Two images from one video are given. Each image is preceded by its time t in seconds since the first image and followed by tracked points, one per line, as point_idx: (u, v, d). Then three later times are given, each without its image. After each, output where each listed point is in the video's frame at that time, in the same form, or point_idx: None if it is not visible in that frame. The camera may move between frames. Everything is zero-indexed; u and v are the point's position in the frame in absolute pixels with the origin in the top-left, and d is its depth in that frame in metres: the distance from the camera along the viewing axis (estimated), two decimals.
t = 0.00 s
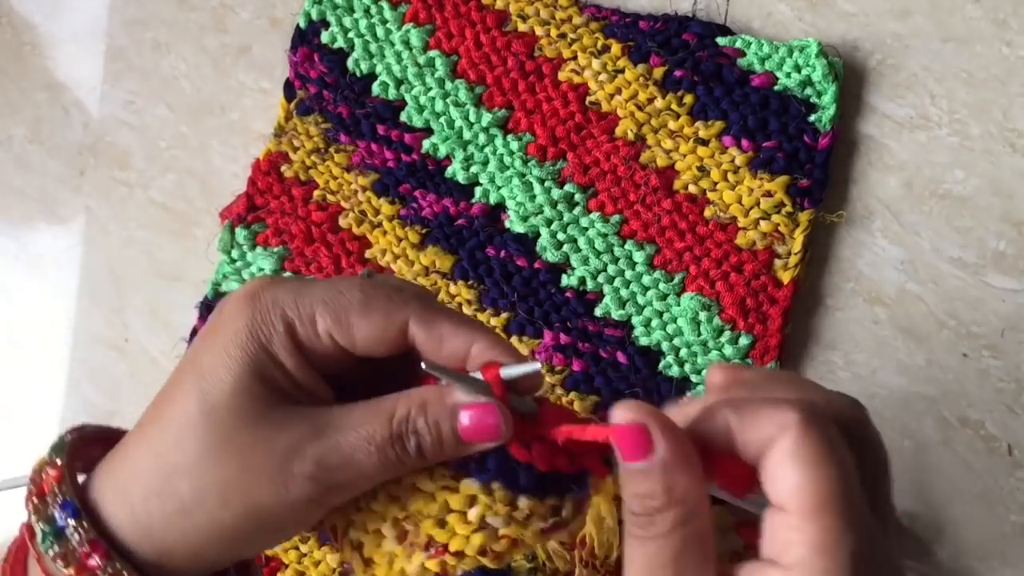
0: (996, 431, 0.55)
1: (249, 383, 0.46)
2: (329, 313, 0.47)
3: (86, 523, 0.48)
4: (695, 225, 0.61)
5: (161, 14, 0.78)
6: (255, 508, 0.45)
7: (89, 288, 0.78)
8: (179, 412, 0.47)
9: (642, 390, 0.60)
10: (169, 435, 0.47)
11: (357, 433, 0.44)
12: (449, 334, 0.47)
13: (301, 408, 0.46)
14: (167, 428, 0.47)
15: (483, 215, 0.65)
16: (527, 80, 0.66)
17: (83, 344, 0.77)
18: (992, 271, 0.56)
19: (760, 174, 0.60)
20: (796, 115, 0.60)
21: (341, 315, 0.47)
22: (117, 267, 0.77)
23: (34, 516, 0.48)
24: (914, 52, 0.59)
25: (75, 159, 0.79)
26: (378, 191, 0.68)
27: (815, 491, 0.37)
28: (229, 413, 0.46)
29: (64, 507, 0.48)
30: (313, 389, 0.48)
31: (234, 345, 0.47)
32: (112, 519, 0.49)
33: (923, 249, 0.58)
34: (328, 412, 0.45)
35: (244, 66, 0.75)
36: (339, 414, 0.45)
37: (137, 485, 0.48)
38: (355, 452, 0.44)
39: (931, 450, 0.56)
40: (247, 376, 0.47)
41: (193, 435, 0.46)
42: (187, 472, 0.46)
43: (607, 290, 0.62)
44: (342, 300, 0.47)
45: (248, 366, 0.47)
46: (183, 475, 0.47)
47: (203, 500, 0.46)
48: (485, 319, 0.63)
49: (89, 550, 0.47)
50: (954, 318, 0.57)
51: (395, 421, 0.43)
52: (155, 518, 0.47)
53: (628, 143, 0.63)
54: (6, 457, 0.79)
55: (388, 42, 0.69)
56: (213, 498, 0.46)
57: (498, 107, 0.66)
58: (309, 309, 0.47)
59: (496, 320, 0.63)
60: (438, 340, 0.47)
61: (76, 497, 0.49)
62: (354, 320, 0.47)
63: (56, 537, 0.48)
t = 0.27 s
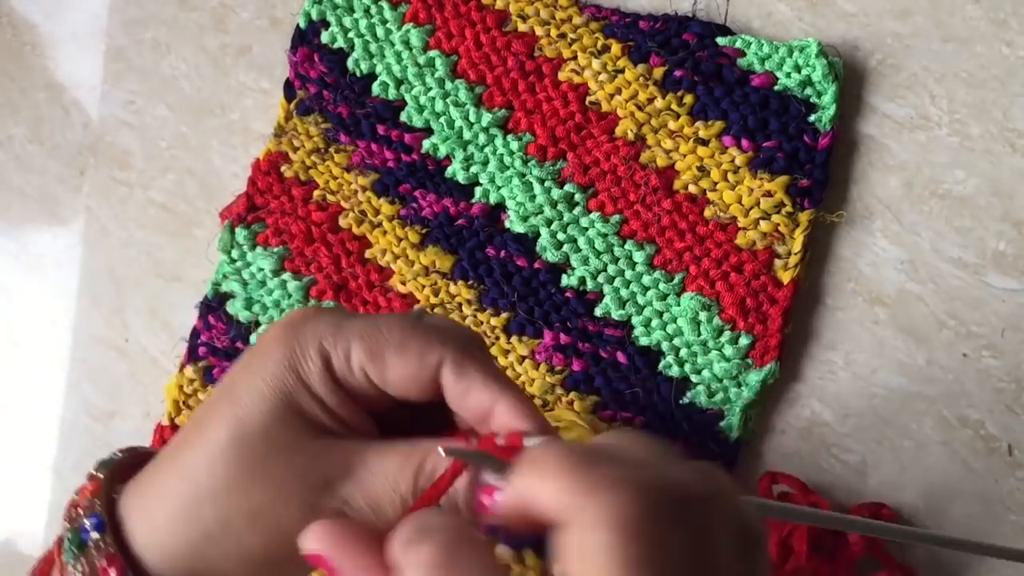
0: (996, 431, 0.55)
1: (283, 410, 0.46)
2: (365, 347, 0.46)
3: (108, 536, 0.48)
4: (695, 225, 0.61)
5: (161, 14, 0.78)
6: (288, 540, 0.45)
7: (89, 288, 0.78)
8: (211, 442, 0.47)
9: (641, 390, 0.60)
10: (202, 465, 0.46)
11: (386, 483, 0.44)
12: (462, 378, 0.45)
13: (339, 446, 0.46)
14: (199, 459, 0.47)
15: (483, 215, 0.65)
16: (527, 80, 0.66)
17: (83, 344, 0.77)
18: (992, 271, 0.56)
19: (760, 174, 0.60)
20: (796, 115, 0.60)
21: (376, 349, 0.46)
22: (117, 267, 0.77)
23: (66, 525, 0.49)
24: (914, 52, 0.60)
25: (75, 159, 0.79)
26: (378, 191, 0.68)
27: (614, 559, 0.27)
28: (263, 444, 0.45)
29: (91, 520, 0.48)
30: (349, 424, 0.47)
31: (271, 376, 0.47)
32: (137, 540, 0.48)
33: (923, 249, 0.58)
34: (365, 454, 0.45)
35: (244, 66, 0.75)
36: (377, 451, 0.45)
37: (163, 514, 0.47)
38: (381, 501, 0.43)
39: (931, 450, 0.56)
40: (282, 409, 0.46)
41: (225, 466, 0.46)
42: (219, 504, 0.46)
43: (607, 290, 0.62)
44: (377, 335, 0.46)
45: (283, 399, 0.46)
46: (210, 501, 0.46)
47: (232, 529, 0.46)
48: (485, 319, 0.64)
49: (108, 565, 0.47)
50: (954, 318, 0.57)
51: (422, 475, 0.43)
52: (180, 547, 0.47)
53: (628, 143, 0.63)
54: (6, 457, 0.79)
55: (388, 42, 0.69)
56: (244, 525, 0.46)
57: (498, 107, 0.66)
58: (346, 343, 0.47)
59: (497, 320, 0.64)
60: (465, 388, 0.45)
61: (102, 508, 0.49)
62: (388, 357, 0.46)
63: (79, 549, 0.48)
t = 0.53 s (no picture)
0: (996, 431, 0.55)
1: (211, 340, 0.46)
2: (318, 297, 0.47)
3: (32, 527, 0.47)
4: (695, 225, 0.61)
5: (161, 14, 0.78)
6: (208, 476, 0.43)
7: (89, 288, 0.78)
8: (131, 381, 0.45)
9: (642, 390, 0.60)
10: (105, 403, 0.45)
11: (250, 428, 0.41)
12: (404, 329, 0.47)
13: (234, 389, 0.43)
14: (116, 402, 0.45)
15: (483, 215, 0.65)
16: (527, 80, 0.66)
17: (83, 344, 0.77)
18: (992, 271, 0.56)
19: (760, 174, 0.60)
20: (796, 115, 0.60)
21: (325, 297, 0.47)
22: (117, 268, 0.77)
23: None
24: (914, 52, 0.60)
25: (75, 159, 0.79)
26: (378, 191, 0.68)
27: (746, 465, 0.37)
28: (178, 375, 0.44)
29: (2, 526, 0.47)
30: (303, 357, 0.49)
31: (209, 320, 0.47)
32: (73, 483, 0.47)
33: (923, 250, 0.58)
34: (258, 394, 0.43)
35: (244, 66, 0.75)
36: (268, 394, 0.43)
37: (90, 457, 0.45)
38: (261, 442, 0.41)
39: (931, 449, 0.56)
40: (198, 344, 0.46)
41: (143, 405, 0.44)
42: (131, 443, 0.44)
43: (607, 290, 0.62)
44: (331, 284, 0.48)
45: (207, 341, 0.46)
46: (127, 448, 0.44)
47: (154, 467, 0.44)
48: (485, 319, 0.64)
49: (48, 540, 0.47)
50: (954, 318, 0.57)
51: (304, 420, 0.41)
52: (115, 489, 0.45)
53: (628, 143, 0.63)
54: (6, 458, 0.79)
55: (388, 42, 0.69)
56: (163, 474, 0.43)
57: (498, 107, 0.66)
58: (301, 291, 0.48)
59: (497, 320, 0.64)
60: (412, 344, 0.47)
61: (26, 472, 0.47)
62: (343, 305, 0.47)
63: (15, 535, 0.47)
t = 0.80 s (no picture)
0: (996, 431, 0.55)
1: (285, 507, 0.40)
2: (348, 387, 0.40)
3: None
4: (695, 225, 0.61)
5: (161, 14, 0.78)
6: None
7: (89, 289, 0.78)
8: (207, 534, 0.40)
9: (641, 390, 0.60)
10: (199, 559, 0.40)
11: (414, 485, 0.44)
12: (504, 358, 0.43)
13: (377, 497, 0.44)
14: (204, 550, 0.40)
15: (483, 215, 0.65)
16: (527, 80, 0.66)
17: (83, 344, 0.77)
18: (992, 271, 0.56)
19: (760, 174, 0.60)
20: (796, 115, 0.60)
21: (410, 367, 0.41)
22: (117, 268, 0.77)
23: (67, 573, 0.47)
24: (914, 52, 0.60)
25: (75, 159, 0.79)
26: (378, 191, 0.68)
27: (788, 458, 0.40)
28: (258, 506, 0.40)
29: None
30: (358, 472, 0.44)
31: (238, 445, 0.40)
32: None
33: (923, 249, 0.58)
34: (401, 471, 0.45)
35: (244, 66, 0.75)
36: (410, 462, 0.45)
37: None
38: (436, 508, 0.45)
39: (931, 449, 0.56)
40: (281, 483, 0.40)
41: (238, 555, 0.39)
42: None
43: (607, 290, 0.62)
44: (352, 355, 0.40)
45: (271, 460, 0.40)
46: None
47: None
48: (485, 319, 0.64)
49: None
50: (954, 318, 0.57)
51: (458, 473, 0.45)
52: None
53: (628, 143, 0.63)
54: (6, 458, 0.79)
55: (388, 42, 0.69)
56: None
57: (498, 107, 0.66)
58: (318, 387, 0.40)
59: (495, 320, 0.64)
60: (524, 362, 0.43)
61: None
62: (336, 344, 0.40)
63: None
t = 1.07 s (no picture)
0: (996, 431, 0.55)
1: (238, 409, 0.47)
2: (304, 296, 0.47)
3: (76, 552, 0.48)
4: (695, 225, 0.61)
5: (161, 14, 0.78)
6: (260, 520, 0.48)
7: (89, 289, 0.78)
8: (165, 431, 0.48)
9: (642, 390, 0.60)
10: (148, 449, 0.48)
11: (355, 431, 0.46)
12: (429, 272, 0.46)
13: (296, 417, 0.47)
14: (158, 448, 0.48)
15: (483, 215, 0.65)
16: (527, 80, 0.66)
17: (83, 344, 0.77)
18: (992, 271, 0.56)
19: (760, 174, 0.60)
20: (796, 115, 0.60)
21: (320, 292, 0.47)
22: (117, 268, 0.77)
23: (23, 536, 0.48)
24: (914, 52, 0.59)
25: (75, 159, 0.79)
26: (378, 191, 0.68)
27: (791, 476, 0.34)
28: (214, 427, 0.47)
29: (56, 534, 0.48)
30: (302, 387, 0.49)
31: (210, 358, 0.47)
32: (114, 554, 0.49)
33: (923, 249, 0.58)
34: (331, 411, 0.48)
35: (244, 66, 0.75)
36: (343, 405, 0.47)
37: (126, 512, 0.49)
38: (359, 460, 0.46)
39: (931, 449, 0.56)
40: (236, 392, 0.47)
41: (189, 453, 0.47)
42: (205, 504, 0.48)
43: (607, 290, 0.62)
44: (310, 277, 0.47)
45: (230, 377, 0.47)
46: (179, 497, 0.48)
47: (219, 536, 0.48)
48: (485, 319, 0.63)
49: None
50: (954, 318, 0.57)
51: (394, 425, 0.45)
52: (184, 524, 0.48)
53: (628, 143, 0.63)
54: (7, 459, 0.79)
55: (388, 42, 0.69)
56: (216, 517, 0.48)
57: (498, 107, 0.66)
58: (283, 297, 0.47)
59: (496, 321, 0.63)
60: (468, 288, 0.46)
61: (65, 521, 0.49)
62: (332, 294, 0.47)
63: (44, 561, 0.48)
